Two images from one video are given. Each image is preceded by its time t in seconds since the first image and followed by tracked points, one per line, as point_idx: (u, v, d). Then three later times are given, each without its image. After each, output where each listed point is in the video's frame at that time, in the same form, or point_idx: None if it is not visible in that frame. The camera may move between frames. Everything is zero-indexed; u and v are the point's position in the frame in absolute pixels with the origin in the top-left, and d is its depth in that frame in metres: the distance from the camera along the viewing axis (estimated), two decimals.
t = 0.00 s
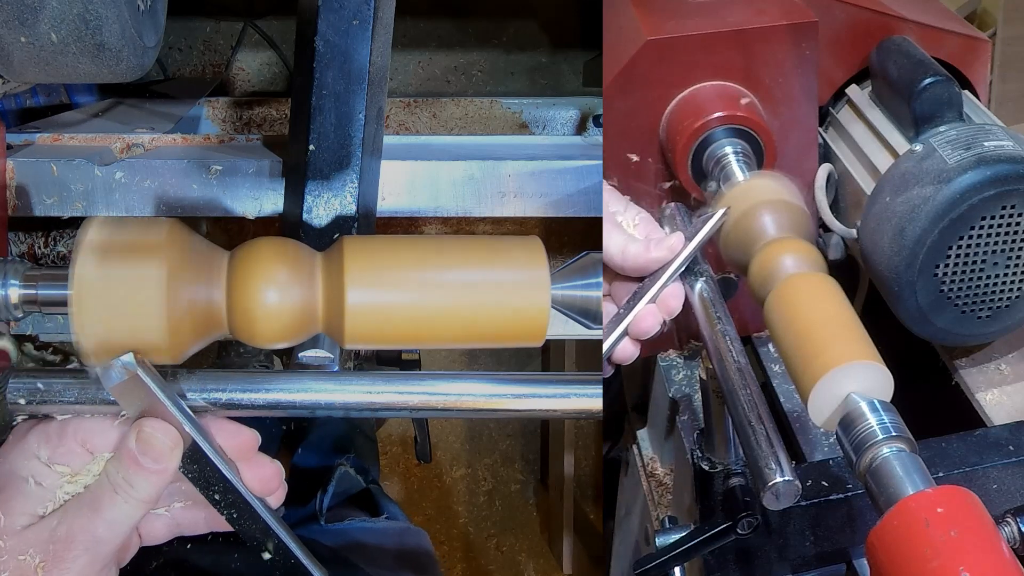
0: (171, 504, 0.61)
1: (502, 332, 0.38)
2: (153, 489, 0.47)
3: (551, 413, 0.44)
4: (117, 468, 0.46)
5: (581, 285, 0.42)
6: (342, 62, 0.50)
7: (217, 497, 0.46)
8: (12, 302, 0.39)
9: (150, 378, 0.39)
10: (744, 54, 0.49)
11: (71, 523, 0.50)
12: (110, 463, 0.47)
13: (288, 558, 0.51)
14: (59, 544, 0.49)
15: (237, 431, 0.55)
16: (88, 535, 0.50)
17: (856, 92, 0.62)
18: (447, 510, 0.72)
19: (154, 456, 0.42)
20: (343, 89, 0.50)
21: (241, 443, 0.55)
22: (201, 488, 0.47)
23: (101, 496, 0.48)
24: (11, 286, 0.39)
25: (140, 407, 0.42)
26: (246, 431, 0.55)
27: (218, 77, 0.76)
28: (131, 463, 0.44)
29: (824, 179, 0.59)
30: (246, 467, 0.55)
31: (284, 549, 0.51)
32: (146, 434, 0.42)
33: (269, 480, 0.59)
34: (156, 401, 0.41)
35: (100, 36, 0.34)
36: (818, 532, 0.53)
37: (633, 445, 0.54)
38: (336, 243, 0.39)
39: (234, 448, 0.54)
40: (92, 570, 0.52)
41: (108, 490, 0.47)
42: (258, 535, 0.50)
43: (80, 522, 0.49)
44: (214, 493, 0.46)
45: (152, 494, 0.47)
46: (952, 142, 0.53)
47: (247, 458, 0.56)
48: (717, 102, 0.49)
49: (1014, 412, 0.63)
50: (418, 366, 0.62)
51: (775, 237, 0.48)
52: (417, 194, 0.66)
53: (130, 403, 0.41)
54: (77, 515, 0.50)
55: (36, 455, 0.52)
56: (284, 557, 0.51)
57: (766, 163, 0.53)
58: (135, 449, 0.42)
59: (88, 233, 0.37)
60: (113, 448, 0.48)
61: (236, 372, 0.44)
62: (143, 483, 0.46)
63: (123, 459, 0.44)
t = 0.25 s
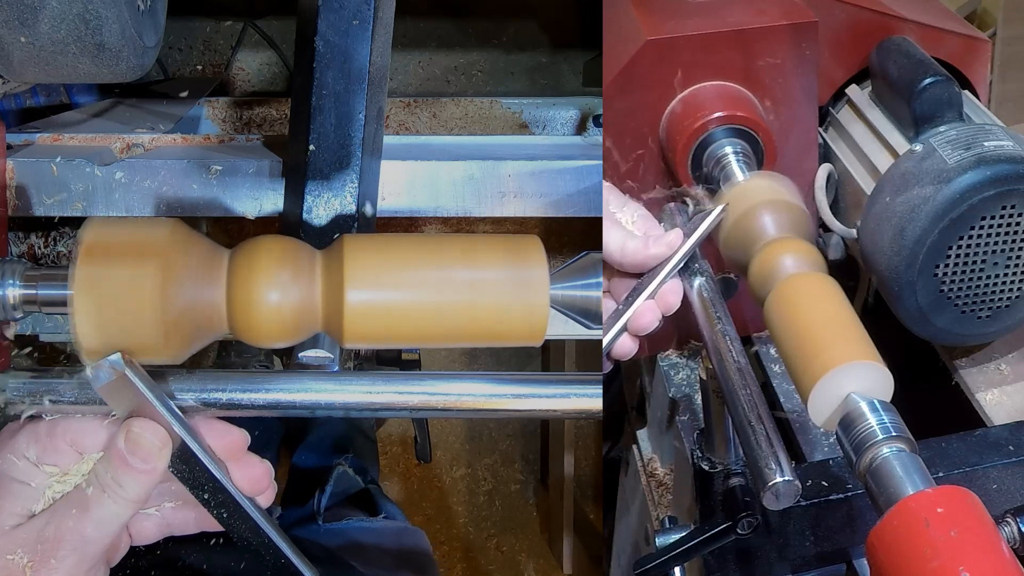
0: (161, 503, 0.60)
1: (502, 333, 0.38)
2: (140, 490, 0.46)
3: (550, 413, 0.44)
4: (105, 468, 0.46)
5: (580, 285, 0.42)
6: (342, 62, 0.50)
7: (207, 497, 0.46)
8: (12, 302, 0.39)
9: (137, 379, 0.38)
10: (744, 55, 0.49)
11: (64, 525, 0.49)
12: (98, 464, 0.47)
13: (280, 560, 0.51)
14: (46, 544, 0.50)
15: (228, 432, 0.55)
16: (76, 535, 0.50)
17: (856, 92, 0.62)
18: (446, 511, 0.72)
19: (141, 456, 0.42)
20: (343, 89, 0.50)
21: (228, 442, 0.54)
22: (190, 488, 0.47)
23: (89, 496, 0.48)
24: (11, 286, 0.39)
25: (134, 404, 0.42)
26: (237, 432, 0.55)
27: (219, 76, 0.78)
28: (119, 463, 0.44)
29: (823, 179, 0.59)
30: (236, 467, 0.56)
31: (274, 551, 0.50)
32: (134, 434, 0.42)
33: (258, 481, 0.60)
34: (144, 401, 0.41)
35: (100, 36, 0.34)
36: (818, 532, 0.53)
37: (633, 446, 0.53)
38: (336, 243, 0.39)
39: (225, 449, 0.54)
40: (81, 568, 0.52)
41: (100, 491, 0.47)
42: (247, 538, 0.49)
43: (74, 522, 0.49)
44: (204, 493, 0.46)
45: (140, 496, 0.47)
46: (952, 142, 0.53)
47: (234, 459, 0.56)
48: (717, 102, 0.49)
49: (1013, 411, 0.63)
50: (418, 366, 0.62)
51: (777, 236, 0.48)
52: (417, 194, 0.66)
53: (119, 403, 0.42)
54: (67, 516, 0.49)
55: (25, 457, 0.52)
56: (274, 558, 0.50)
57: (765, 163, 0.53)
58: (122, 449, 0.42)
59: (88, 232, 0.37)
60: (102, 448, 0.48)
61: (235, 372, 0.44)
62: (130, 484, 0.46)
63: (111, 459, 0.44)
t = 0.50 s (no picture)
0: (152, 502, 0.61)
1: (502, 333, 0.38)
2: (129, 489, 0.47)
3: (550, 413, 0.44)
4: (93, 469, 0.46)
5: (580, 285, 0.42)
6: (342, 62, 0.50)
7: (195, 497, 0.46)
8: (12, 302, 0.39)
9: (125, 379, 0.38)
10: (744, 54, 0.49)
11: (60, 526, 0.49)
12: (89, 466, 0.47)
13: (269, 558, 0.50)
14: (34, 544, 0.49)
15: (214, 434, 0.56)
16: (64, 534, 0.49)
17: (856, 92, 0.63)
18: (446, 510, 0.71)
19: (129, 455, 0.43)
20: (343, 89, 0.50)
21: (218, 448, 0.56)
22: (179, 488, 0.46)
23: (76, 495, 0.48)
24: (11, 286, 0.39)
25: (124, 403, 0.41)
26: (224, 431, 0.56)
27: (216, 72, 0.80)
28: (107, 464, 0.44)
29: (823, 179, 0.59)
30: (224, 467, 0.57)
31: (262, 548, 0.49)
32: (122, 434, 0.42)
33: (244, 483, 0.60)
34: (130, 402, 0.40)
35: (100, 36, 0.34)
36: (818, 532, 0.53)
37: (633, 446, 0.55)
38: (336, 243, 0.39)
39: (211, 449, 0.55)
40: (68, 569, 0.52)
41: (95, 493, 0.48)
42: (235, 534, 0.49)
43: (71, 523, 0.49)
44: (192, 492, 0.46)
45: (127, 494, 0.47)
46: (952, 142, 0.53)
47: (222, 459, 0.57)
48: (717, 102, 0.49)
49: (1014, 412, 0.62)
50: (418, 366, 0.63)
51: (776, 237, 0.48)
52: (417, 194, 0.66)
53: (105, 404, 0.41)
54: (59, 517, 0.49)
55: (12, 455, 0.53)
56: (264, 556, 0.50)
57: (765, 163, 0.54)
58: (111, 449, 0.43)
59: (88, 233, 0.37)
60: (91, 446, 0.49)
61: (235, 372, 0.44)
62: (118, 483, 0.46)
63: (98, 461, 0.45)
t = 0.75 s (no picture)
0: (141, 504, 0.64)
1: (503, 332, 0.38)
2: (119, 491, 0.47)
3: (551, 413, 0.44)
4: (83, 471, 0.47)
5: (580, 285, 0.42)
6: (342, 62, 0.50)
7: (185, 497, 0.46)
8: (12, 303, 0.38)
9: (114, 381, 0.39)
10: (744, 55, 0.49)
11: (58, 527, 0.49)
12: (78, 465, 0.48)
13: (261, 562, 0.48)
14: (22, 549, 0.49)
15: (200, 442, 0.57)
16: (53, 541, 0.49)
17: (856, 92, 0.63)
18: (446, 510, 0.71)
19: (119, 457, 0.43)
20: (343, 89, 0.50)
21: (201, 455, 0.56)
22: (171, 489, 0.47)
23: (65, 500, 0.49)
24: (12, 287, 0.39)
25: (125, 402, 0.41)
26: (213, 435, 0.57)
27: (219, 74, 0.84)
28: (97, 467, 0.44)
29: (823, 179, 0.59)
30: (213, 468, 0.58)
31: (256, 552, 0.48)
32: (111, 434, 0.42)
33: (235, 485, 0.61)
34: (121, 402, 0.41)
35: (100, 36, 0.34)
36: (818, 532, 0.53)
37: (633, 446, 0.55)
38: (336, 243, 0.39)
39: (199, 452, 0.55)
40: (60, 573, 0.51)
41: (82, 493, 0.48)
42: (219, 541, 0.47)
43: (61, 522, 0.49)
44: (183, 493, 0.46)
45: (116, 497, 0.48)
46: (952, 142, 0.53)
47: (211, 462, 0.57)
48: (717, 102, 0.49)
49: (1013, 412, 0.62)
50: (418, 366, 0.62)
51: (776, 237, 0.47)
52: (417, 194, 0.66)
53: (98, 404, 0.42)
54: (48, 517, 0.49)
55: (5, 462, 0.54)
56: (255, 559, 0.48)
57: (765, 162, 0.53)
58: (100, 450, 0.43)
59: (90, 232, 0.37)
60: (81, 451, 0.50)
61: (237, 372, 0.44)
62: (108, 485, 0.47)
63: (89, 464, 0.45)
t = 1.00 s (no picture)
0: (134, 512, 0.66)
1: (502, 333, 0.38)
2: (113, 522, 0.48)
3: (550, 413, 0.43)
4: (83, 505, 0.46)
5: (581, 285, 0.41)
6: (342, 62, 0.49)
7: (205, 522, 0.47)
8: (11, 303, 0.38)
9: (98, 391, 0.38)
10: (744, 55, 0.49)
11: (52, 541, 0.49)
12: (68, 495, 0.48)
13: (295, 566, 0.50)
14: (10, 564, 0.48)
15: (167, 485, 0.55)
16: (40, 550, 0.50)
17: (856, 92, 0.64)
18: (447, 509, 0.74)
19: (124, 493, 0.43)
20: (343, 89, 0.50)
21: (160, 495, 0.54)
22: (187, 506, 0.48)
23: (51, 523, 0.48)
24: (11, 287, 0.38)
25: (127, 400, 0.40)
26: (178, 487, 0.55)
27: (218, 75, 0.85)
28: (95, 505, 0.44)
29: (824, 179, 0.61)
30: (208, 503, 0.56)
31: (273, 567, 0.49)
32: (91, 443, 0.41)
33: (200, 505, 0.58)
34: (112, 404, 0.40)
35: (100, 36, 0.34)
36: (818, 532, 0.53)
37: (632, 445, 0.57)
38: (336, 243, 0.39)
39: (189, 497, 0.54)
40: None
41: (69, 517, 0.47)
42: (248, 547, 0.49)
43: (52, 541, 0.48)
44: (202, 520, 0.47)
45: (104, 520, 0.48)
46: (952, 142, 0.53)
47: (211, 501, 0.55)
48: (717, 102, 0.49)
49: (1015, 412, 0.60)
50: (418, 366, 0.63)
51: (775, 237, 0.46)
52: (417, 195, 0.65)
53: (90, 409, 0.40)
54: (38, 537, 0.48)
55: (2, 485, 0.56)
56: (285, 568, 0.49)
57: (764, 163, 0.53)
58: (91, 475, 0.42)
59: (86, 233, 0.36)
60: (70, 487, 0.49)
61: (238, 372, 0.42)
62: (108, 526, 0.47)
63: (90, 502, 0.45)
